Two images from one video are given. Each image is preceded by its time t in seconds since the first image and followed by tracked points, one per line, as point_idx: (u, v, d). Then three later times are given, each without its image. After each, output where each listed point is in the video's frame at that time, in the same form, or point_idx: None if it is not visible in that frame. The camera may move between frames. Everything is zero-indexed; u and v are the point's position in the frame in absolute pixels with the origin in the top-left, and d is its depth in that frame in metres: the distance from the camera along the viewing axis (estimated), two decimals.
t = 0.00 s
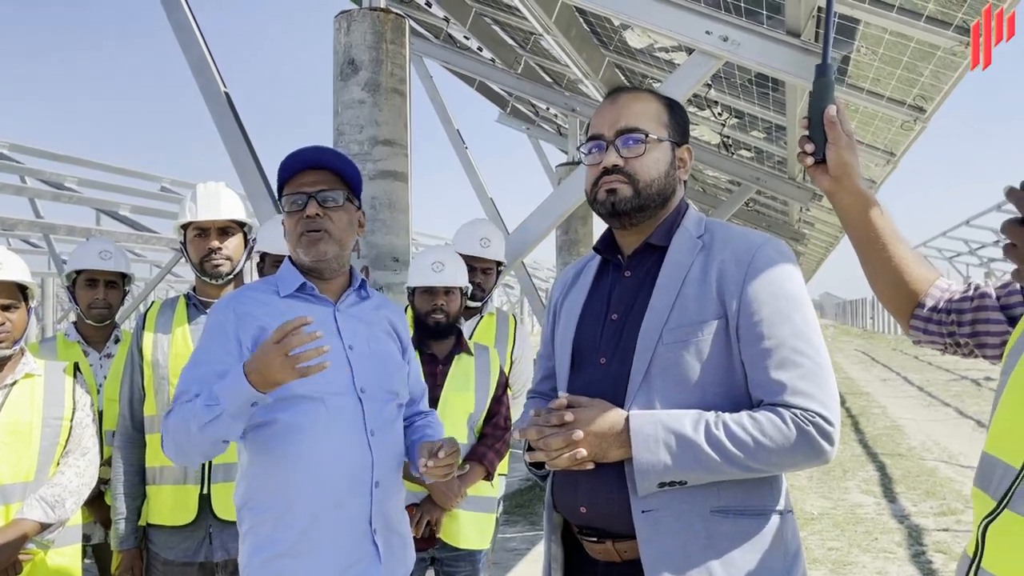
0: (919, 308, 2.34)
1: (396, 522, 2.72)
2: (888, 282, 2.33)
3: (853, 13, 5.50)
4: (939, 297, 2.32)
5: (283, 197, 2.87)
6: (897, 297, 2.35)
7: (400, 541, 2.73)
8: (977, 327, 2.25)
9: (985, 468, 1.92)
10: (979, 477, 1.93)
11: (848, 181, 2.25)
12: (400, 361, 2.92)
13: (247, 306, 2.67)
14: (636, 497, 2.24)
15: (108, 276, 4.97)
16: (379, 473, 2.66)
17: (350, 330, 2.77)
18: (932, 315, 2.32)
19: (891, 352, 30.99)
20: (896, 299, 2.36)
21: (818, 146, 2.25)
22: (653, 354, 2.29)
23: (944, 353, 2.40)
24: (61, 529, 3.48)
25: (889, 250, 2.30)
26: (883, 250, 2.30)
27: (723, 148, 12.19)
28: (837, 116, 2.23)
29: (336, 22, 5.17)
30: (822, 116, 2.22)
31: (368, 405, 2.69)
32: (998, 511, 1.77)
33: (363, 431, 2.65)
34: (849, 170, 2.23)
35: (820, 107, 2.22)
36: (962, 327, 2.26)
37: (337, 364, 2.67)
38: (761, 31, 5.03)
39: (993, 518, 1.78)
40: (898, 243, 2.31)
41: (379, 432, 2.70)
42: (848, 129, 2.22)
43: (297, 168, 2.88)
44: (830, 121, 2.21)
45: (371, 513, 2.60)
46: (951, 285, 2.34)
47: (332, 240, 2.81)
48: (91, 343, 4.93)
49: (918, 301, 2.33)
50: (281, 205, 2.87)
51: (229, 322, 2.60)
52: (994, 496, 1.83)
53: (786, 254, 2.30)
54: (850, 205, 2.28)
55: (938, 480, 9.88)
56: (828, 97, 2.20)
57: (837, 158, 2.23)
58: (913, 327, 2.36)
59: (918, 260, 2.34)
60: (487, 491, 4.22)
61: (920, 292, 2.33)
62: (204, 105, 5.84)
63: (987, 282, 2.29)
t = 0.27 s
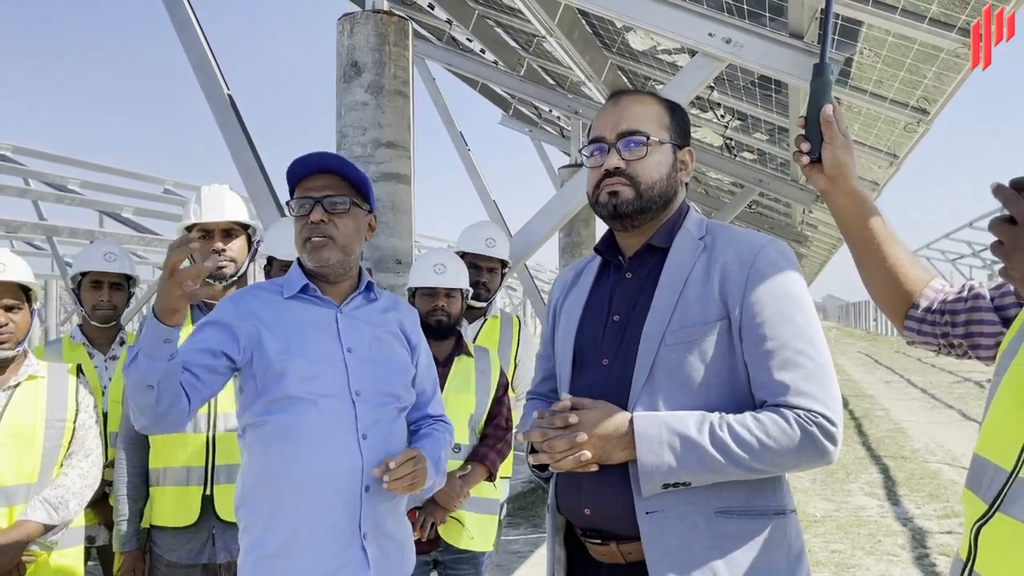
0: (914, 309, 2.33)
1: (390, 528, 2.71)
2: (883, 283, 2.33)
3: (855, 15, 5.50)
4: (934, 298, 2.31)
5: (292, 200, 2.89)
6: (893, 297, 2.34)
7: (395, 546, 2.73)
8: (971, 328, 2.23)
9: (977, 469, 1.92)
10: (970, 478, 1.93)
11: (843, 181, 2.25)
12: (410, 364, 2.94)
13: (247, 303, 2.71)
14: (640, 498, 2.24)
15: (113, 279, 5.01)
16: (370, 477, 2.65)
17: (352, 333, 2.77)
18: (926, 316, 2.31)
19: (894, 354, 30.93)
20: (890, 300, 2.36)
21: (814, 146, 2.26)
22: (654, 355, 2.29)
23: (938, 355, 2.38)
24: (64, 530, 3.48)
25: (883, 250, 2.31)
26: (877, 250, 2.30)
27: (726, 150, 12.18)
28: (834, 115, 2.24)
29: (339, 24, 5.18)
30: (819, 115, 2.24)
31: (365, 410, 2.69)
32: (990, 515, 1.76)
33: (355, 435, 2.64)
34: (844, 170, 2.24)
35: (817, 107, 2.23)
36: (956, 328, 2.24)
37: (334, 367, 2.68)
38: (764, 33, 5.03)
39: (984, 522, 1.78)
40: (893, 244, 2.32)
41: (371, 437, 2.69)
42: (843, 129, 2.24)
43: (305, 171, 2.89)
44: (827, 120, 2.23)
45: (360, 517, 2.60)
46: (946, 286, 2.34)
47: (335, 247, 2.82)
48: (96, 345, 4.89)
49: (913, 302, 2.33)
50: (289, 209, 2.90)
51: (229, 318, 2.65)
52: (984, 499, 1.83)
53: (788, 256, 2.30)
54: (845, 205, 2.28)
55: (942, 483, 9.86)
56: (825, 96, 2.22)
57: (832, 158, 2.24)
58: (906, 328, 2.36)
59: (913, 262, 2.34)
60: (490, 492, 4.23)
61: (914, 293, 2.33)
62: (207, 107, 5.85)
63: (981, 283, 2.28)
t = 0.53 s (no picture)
0: (915, 310, 2.33)
1: (390, 529, 2.71)
2: (885, 284, 2.33)
3: (859, 17, 5.50)
4: (936, 300, 2.30)
5: (297, 203, 2.90)
6: (895, 298, 2.34)
7: (396, 548, 2.73)
8: (973, 329, 2.23)
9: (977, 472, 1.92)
10: (969, 480, 1.93)
11: (844, 181, 2.27)
12: (416, 367, 2.95)
13: (250, 305, 2.73)
14: (633, 494, 2.24)
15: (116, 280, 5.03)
16: (371, 479, 2.65)
17: (354, 335, 2.78)
18: (928, 317, 2.30)
19: (899, 357, 30.85)
20: (892, 302, 2.35)
21: (815, 146, 2.28)
22: (655, 354, 2.29)
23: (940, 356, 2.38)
24: (69, 532, 3.49)
25: (885, 251, 2.30)
26: (879, 251, 2.30)
27: (730, 152, 12.18)
28: (836, 116, 2.26)
29: (344, 27, 5.19)
30: (820, 116, 2.25)
31: (366, 410, 2.70)
32: (992, 517, 1.76)
33: (355, 436, 2.65)
34: (845, 170, 2.26)
35: (818, 108, 2.25)
36: (957, 329, 2.24)
37: (335, 367, 2.69)
38: (769, 35, 5.03)
39: (986, 525, 1.78)
40: (895, 245, 2.32)
41: (372, 439, 2.68)
42: (845, 130, 2.25)
43: (309, 175, 2.90)
44: (828, 121, 2.24)
45: (360, 519, 2.60)
46: (948, 288, 2.33)
47: (338, 250, 2.82)
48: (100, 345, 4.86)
49: (914, 304, 2.33)
50: (294, 212, 2.91)
51: (232, 317, 2.69)
52: (986, 501, 1.83)
53: (788, 256, 2.30)
54: (847, 206, 2.29)
55: (946, 486, 9.82)
56: (826, 97, 2.23)
57: (834, 158, 2.25)
58: (908, 329, 2.35)
59: (915, 263, 2.33)
60: (492, 493, 4.22)
61: (916, 295, 2.32)
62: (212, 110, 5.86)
63: (982, 284, 2.27)
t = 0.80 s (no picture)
0: (923, 313, 2.33)
1: (398, 530, 2.72)
2: (893, 286, 2.33)
3: (863, 20, 5.51)
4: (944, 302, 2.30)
5: (302, 206, 2.91)
6: (903, 301, 2.34)
7: (404, 549, 2.73)
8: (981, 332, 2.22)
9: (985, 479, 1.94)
10: (977, 487, 1.95)
11: (852, 184, 2.27)
12: (421, 369, 2.96)
13: (256, 306, 2.75)
14: (636, 494, 2.25)
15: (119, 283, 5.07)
16: (379, 481, 2.66)
17: (359, 337, 2.79)
18: (936, 320, 2.30)
19: (903, 359, 30.77)
20: (899, 304, 2.35)
21: (822, 149, 2.28)
22: (659, 354, 2.29)
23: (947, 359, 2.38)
24: (75, 534, 3.50)
25: (893, 254, 2.31)
26: (887, 253, 2.30)
27: (734, 154, 12.18)
28: (844, 119, 2.25)
29: (348, 30, 5.21)
30: (828, 118, 2.25)
31: (372, 412, 2.71)
32: (993, 525, 1.77)
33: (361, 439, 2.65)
34: (853, 173, 2.26)
35: (826, 110, 2.25)
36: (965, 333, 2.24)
37: (341, 369, 2.70)
38: (773, 38, 5.04)
39: (988, 533, 1.80)
40: (902, 248, 2.32)
41: (380, 441, 2.70)
42: (853, 133, 2.25)
43: (315, 178, 2.91)
44: (836, 124, 2.24)
45: (368, 521, 2.61)
46: (956, 290, 2.32)
47: (344, 254, 2.84)
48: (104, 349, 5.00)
49: (922, 306, 2.33)
50: (299, 215, 2.91)
51: (237, 318, 2.70)
52: (989, 508, 1.84)
53: (792, 257, 2.31)
54: (855, 209, 2.30)
55: (952, 488, 9.80)
56: (834, 100, 2.22)
57: (841, 160, 2.26)
58: (916, 332, 2.35)
59: (923, 266, 2.33)
60: (495, 495, 4.24)
61: (924, 297, 2.32)
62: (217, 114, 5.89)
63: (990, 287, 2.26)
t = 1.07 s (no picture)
0: (932, 314, 2.32)
1: (407, 531, 2.72)
2: (901, 288, 2.33)
3: (869, 21, 5.50)
4: (953, 304, 2.29)
5: (309, 206, 2.91)
6: (912, 302, 2.33)
7: (413, 550, 2.73)
8: (992, 334, 2.18)
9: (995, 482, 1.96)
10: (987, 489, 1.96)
11: (861, 186, 2.27)
12: (428, 369, 2.96)
13: (263, 307, 2.76)
14: (643, 494, 2.26)
15: (122, 284, 5.09)
16: (388, 482, 2.67)
17: (367, 338, 2.79)
18: (945, 322, 2.29)
19: (909, 361, 30.69)
20: (909, 306, 2.35)
21: (831, 150, 2.28)
22: (667, 354, 2.29)
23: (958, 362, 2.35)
24: (82, 535, 3.52)
25: (901, 255, 2.31)
26: (895, 254, 2.31)
27: (739, 156, 12.17)
28: (853, 121, 2.24)
29: (354, 33, 5.22)
30: (837, 120, 2.25)
31: (380, 413, 2.71)
32: (1005, 527, 1.80)
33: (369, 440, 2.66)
34: (862, 175, 2.26)
35: (834, 112, 2.25)
36: (974, 335, 2.21)
37: (349, 370, 2.70)
38: (778, 39, 5.04)
39: (1000, 535, 1.83)
40: (911, 249, 2.32)
41: (389, 442, 2.70)
42: (862, 135, 2.25)
43: (323, 179, 2.91)
44: (846, 126, 2.24)
45: (377, 522, 2.61)
46: (966, 292, 2.32)
47: (352, 255, 2.85)
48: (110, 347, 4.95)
49: (931, 308, 2.32)
50: (305, 216, 2.92)
51: (245, 318, 2.71)
52: (999, 510, 1.86)
53: (800, 258, 2.30)
54: (865, 211, 2.30)
55: (958, 490, 9.77)
56: (842, 102, 2.23)
57: (850, 162, 2.26)
58: (926, 334, 2.34)
59: (932, 267, 2.33)
60: (503, 499, 4.23)
61: (932, 299, 2.32)
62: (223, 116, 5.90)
63: (1000, 289, 2.23)
